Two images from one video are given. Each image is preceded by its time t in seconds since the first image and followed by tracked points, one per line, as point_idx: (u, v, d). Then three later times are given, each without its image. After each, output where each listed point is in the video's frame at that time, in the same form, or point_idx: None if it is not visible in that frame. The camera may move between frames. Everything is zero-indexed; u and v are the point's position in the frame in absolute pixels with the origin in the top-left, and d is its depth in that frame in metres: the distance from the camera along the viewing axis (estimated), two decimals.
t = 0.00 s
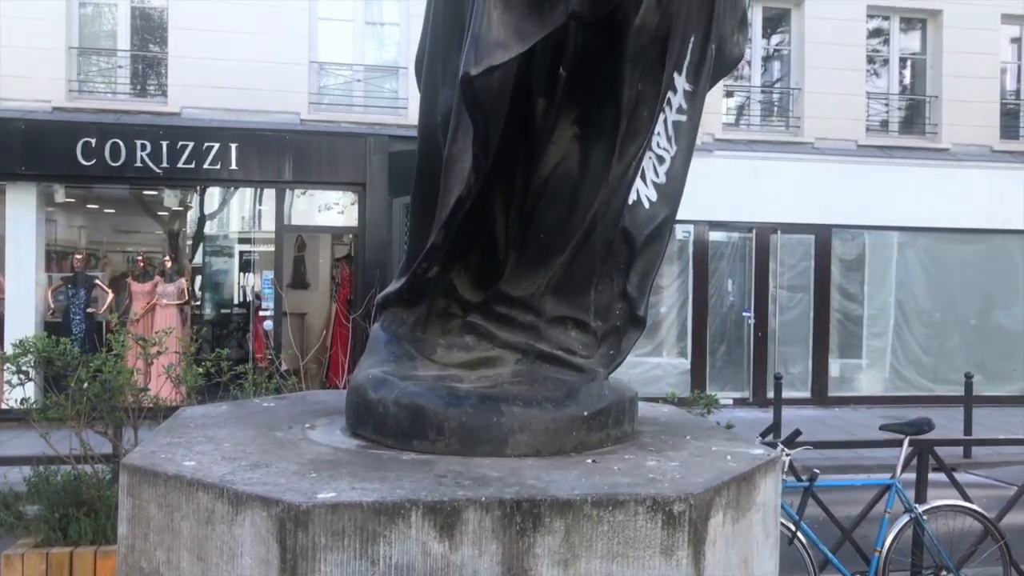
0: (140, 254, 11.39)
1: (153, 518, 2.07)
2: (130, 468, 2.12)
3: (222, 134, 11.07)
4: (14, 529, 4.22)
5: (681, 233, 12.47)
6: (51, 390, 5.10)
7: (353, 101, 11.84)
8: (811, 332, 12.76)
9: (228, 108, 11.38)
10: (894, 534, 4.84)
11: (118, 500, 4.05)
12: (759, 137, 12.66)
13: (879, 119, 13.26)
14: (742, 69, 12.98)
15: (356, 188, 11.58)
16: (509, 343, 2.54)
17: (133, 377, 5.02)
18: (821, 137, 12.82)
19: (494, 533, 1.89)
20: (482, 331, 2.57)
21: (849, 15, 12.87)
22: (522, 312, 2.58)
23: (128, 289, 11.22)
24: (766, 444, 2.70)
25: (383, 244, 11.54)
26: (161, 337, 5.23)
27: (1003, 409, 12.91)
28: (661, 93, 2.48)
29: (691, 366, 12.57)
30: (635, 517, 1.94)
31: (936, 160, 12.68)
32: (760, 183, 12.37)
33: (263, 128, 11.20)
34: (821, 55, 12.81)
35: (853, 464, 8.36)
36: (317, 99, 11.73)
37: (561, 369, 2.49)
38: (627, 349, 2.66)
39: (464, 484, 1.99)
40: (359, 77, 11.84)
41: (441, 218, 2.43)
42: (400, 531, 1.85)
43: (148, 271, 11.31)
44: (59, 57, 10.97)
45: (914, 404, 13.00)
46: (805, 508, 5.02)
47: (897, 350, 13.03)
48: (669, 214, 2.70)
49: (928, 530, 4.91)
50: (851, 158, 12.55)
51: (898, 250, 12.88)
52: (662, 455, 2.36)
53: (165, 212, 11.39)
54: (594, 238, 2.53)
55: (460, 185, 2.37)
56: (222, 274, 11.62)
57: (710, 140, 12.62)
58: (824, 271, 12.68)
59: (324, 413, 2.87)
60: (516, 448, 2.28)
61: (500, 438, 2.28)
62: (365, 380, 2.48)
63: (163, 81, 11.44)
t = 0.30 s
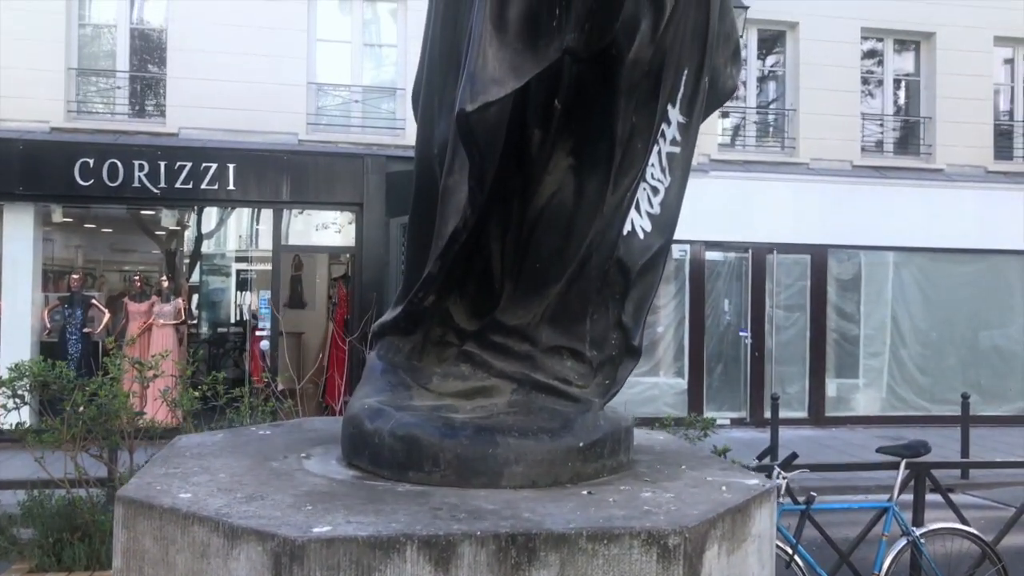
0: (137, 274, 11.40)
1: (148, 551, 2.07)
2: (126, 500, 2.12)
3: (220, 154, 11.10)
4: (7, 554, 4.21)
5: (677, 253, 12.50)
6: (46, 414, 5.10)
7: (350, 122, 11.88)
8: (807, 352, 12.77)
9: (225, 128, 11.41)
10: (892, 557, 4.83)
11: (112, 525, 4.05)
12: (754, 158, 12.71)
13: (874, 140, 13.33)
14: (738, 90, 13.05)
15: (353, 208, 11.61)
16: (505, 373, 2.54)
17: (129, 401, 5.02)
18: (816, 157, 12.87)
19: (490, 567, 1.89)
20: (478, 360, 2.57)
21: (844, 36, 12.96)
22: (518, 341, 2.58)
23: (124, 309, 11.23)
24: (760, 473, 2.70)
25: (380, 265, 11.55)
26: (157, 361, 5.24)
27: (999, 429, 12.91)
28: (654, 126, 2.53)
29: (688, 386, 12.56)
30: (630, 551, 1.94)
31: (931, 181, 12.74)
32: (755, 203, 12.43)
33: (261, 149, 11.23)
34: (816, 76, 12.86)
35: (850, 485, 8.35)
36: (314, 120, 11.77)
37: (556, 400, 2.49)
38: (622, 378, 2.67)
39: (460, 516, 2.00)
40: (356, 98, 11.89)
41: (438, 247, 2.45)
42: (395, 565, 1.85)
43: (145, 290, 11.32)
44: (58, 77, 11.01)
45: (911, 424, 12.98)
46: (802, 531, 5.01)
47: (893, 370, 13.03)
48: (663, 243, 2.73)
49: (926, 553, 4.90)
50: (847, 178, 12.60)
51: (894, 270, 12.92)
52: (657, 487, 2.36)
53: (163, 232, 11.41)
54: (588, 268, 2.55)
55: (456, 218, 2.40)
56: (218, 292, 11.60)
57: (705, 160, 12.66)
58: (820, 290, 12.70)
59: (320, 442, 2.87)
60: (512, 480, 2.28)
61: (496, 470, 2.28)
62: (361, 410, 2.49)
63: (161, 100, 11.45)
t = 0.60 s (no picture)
0: (134, 291, 11.42)
1: None
2: (121, 526, 2.12)
3: (217, 171, 11.12)
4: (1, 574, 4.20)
5: (674, 269, 12.53)
6: (41, 435, 5.10)
7: (348, 139, 11.91)
8: (804, 369, 12.79)
9: (223, 146, 11.43)
10: None
11: (107, 545, 4.05)
12: (750, 175, 12.75)
13: (869, 157, 13.39)
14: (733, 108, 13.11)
15: (350, 225, 11.62)
16: (502, 397, 2.54)
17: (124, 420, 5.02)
18: (812, 175, 12.91)
19: None
20: (474, 384, 2.58)
21: (839, 54, 13.03)
22: (514, 364, 2.59)
23: (121, 325, 11.25)
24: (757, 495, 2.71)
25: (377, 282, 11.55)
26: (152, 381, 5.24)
27: (997, 447, 12.89)
28: (649, 152, 2.56)
29: (685, 404, 12.56)
30: None
31: (926, 198, 12.79)
32: (751, 220, 12.48)
33: (258, 167, 11.26)
34: (812, 94, 12.92)
35: (848, 503, 8.33)
36: (312, 137, 11.79)
37: (552, 424, 2.50)
38: (618, 402, 2.68)
39: (456, 542, 2.00)
40: (353, 115, 11.92)
41: (435, 269, 2.46)
42: None
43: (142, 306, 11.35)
44: (56, 95, 11.03)
45: (908, 442, 12.98)
46: (799, 551, 4.99)
47: (890, 387, 13.04)
48: (657, 267, 2.76)
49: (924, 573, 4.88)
50: (842, 196, 12.65)
51: (890, 286, 12.95)
52: (653, 511, 2.36)
53: (160, 248, 11.42)
54: (584, 291, 2.57)
55: (453, 242, 2.42)
56: (215, 308, 11.62)
57: (702, 177, 12.71)
58: (817, 308, 12.73)
59: (315, 465, 2.88)
60: (508, 504, 2.28)
61: (492, 494, 2.28)
62: (357, 435, 2.49)
63: (159, 118, 11.49)
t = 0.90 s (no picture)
0: (128, 312, 11.40)
1: None
2: (113, 557, 2.10)
3: (212, 193, 11.13)
4: None
5: (669, 290, 12.55)
6: (33, 459, 5.08)
7: (344, 161, 11.94)
8: (800, 391, 12.79)
9: (219, 167, 11.44)
10: None
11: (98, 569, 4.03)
12: (745, 197, 12.80)
13: (863, 179, 13.45)
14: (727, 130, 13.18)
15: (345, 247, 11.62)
16: (496, 426, 2.53)
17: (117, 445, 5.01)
18: (806, 197, 12.97)
19: None
20: (469, 413, 2.57)
21: (832, 77, 13.12)
22: (509, 393, 2.58)
23: (114, 347, 11.21)
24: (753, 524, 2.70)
25: (372, 303, 11.53)
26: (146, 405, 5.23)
27: (993, 469, 12.87)
28: (643, 181, 2.56)
29: (681, 426, 12.51)
30: None
31: (920, 220, 12.84)
32: (746, 242, 12.52)
33: (254, 188, 11.26)
34: (805, 116, 13.00)
35: (844, 526, 8.30)
36: (308, 159, 11.82)
37: (547, 453, 2.49)
38: (613, 431, 2.67)
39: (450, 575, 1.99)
40: (349, 137, 11.95)
41: (429, 299, 2.46)
42: None
43: (136, 327, 11.32)
44: (52, 116, 11.04)
45: (904, 464, 12.95)
46: None
47: (885, 410, 13.03)
48: (652, 296, 2.76)
49: None
50: (836, 218, 12.69)
51: (884, 308, 12.99)
52: (649, 541, 2.35)
53: (154, 269, 11.41)
54: (579, 320, 2.57)
55: (448, 270, 2.42)
56: (209, 330, 11.59)
57: (696, 199, 12.75)
58: (812, 329, 12.75)
59: (309, 494, 2.86)
60: (502, 535, 2.27)
61: (487, 525, 2.27)
62: (351, 465, 2.48)
63: (155, 139, 11.53)
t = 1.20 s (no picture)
0: (122, 328, 11.37)
1: None
2: None
3: (208, 210, 11.12)
4: None
5: (664, 307, 12.56)
6: (26, 479, 5.07)
7: (339, 178, 11.95)
8: (795, 408, 12.79)
9: (214, 184, 11.44)
10: None
11: None
12: (740, 215, 12.83)
13: (857, 197, 13.49)
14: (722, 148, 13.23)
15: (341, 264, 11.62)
16: (491, 449, 2.52)
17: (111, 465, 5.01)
18: (800, 214, 13.01)
19: None
20: (463, 436, 2.56)
21: (826, 95, 13.20)
22: (504, 416, 2.57)
23: (108, 364, 11.18)
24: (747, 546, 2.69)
25: (367, 320, 11.51)
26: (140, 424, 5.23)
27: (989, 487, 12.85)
28: (636, 205, 2.57)
29: (676, 443, 12.49)
30: None
31: (914, 237, 12.89)
32: (741, 259, 12.55)
33: (249, 206, 11.25)
34: (799, 134, 13.06)
35: (840, 545, 8.27)
36: (303, 176, 11.83)
37: (541, 477, 2.48)
38: (608, 454, 2.67)
39: None
40: (345, 155, 11.97)
41: (424, 322, 2.47)
42: None
43: (130, 344, 11.31)
44: (47, 133, 11.04)
45: (900, 481, 12.94)
46: None
47: (881, 427, 13.03)
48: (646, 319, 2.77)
49: None
50: (831, 235, 12.72)
51: (879, 325, 13.02)
52: (643, 565, 2.34)
53: (149, 285, 11.39)
54: (573, 343, 2.57)
55: (443, 293, 2.43)
56: (204, 346, 11.55)
57: (691, 217, 12.78)
58: (807, 347, 12.77)
59: (303, 517, 2.84)
60: (496, 560, 2.26)
61: (481, 550, 2.26)
62: (345, 489, 2.47)
63: (151, 155, 11.50)
